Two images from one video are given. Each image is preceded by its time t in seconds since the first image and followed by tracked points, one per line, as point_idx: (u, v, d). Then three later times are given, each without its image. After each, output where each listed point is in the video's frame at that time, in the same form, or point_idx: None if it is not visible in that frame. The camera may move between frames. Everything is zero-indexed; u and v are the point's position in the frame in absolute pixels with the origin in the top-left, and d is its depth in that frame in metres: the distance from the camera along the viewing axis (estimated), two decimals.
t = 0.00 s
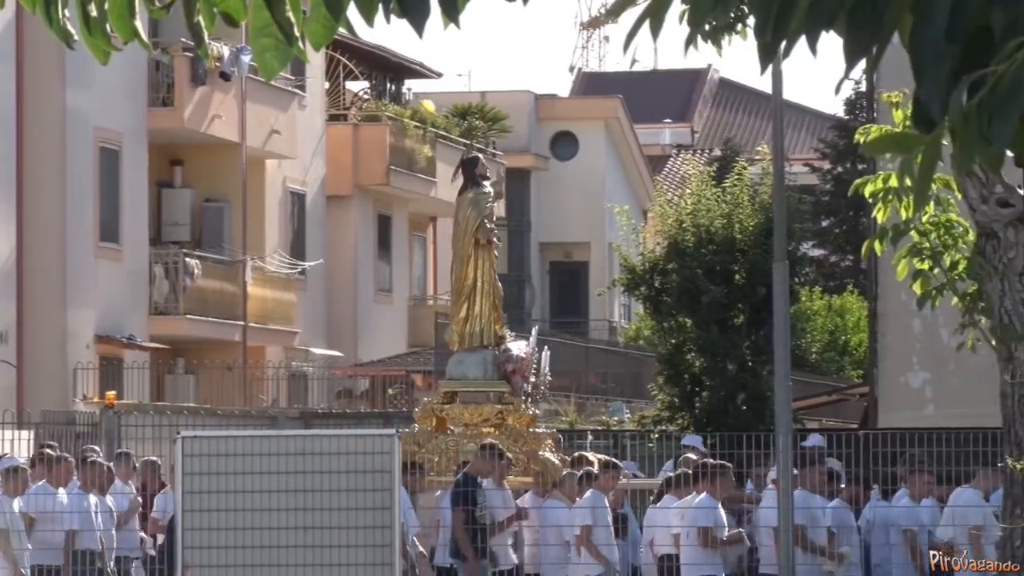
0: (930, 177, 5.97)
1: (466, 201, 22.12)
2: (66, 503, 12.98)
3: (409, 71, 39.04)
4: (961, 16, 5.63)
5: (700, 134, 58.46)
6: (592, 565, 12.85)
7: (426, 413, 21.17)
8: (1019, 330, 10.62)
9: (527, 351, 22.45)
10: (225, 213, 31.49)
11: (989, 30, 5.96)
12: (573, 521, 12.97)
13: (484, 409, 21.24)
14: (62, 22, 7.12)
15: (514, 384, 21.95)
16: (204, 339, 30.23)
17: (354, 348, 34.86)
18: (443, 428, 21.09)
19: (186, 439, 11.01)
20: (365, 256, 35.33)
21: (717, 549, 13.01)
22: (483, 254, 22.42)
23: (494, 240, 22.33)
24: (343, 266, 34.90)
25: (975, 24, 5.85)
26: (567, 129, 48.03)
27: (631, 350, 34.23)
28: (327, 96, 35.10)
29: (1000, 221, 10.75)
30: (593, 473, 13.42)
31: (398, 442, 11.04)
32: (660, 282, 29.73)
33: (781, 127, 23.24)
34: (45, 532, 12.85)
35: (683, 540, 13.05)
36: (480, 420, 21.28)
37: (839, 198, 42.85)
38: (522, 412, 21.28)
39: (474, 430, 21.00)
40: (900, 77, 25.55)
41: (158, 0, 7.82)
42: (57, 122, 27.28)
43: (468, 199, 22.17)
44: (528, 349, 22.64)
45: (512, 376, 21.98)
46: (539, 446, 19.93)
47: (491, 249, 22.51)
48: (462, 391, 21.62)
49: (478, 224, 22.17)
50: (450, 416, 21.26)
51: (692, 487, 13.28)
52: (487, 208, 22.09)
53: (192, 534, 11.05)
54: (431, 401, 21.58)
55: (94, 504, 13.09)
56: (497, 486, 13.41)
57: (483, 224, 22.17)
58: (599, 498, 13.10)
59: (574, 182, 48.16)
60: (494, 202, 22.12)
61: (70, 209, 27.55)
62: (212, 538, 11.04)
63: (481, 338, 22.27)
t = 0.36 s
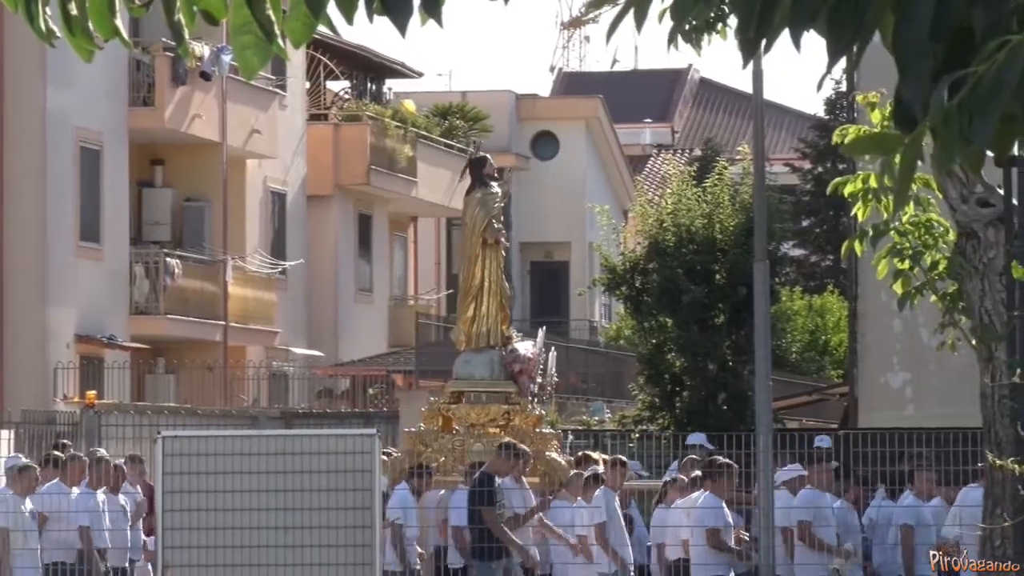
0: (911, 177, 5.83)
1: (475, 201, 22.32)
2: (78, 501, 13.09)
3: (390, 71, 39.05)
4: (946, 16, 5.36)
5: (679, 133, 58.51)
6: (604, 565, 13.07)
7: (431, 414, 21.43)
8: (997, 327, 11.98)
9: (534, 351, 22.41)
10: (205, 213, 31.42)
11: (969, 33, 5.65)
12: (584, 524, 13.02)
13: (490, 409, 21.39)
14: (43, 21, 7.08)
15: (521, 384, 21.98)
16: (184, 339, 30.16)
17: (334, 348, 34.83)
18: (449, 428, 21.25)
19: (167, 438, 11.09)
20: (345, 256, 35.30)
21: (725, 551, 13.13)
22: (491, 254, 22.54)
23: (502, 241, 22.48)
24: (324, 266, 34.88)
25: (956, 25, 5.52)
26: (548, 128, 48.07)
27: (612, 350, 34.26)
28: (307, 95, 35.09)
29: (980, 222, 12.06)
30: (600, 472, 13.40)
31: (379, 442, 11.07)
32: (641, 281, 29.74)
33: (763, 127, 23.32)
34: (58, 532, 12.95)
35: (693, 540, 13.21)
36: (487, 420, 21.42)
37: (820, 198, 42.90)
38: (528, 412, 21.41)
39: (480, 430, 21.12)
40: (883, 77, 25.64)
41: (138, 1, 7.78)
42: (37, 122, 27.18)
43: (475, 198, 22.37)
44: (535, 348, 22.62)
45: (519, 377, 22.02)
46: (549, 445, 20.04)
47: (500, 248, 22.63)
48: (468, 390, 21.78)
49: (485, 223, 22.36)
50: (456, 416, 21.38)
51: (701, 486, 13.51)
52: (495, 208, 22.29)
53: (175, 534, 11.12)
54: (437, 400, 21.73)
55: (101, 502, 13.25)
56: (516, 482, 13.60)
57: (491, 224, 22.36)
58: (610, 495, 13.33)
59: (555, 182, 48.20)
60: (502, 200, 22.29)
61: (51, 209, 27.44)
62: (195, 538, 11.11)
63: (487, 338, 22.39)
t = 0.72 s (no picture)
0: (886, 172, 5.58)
1: (465, 195, 21.64)
2: (66, 503, 13.96)
3: (355, 62, 38.51)
4: (921, 11, 5.37)
5: (649, 127, 58.00)
6: (600, 566, 13.51)
7: (422, 412, 20.88)
8: (975, 325, 11.80)
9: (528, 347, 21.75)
10: (167, 208, 30.80)
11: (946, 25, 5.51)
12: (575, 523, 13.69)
13: (480, 407, 20.67)
14: None
15: (513, 381, 21.32)
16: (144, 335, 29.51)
17: (300, 345, 34.29)
18: (438, 426, 20.63)
19: (127, 437, 11.75)
20: (311, 252, 34.77)
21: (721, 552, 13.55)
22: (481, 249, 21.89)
23: (492, 235, 21.87)
24: (289, 262, 34.32)
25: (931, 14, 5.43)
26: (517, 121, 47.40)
27: (580, 346, 33.75)
28: (271, 87, 34.55)
29: (957, 216, 11.96)
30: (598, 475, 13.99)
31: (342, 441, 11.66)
32: (612, 276, 29.16)
33: (735, 118, 22.78)
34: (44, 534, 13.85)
35: (688, 541, 13.64)
36: (478, 418, 20.68)
37: (794, 192, 42.43)
38: (520, 409, 20.77)
39: (470, 429, 20.47)
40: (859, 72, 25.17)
41: None
42: None
43: (465, 192, 21.73)
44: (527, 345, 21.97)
45: (512, 374, 21.36)
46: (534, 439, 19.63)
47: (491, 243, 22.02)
48: (460, 388, 21.19)
49: (476, 218, 21.73)
50: (447, 414, 20.74)
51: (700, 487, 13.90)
52: (485, 201, 21.63)
53: (135, 531, 11.78)
54: (429, 398, 21.14)
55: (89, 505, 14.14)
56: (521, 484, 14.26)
57: (482, 218, 21.75)
58: (605, 498, 13.71)
59: (525, 174, 47.63)
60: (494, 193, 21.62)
61: (10, 203, 26.74)
62: (154, 535, 11.78)
63: (478, 335, 21.69)
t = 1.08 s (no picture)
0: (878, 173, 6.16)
1: (481, 177, 20.40)
2: (61, 508, 13.61)
3: (337, 36, 36.55)
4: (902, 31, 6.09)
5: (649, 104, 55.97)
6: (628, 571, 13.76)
7: (433, 412, 19.79)
8: (1002, 318, 12.38)
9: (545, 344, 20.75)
10: (134, 192, 28.74)
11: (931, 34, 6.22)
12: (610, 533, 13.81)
13: (496, 407, 19.61)
14: None
15: (530, 379, 20.34)
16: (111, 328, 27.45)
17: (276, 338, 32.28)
18: (453, 427, 19.57)
19: (93, 438, 12.91)
20: (288, 239, 32.77)
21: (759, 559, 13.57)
22: (498, 237, 20.59)
23: (510, 222, 20.56)
24: (265, 250, 32.31)
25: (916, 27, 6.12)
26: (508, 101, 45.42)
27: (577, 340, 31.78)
28: (247, 62, 32.60)
29: (982, 201, 12.39)
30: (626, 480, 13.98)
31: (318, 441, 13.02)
32: (613, 267, 27.14)
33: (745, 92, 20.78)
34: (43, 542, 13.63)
35: (727, 552, 13.68)
36: (492, 419, 19.64)
37: (808, 174, 40.56)
38: (538, 409, 19.67)
39: (485, 430, 19.37)
40: (878, 48, 23.23)
41: None
42: None
43: (483, 174, 20.44)
44: (547, 342, 20.98)
45: (529, 370, 20.39)
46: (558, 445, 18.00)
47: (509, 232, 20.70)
48: (475, 386, 20.10)
49: (493, 202, 20.42)
50: (460, 414, 19.71)
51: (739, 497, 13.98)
52: (503, 184, 20.35)
53: (101, 535, 12.92)
54: (440, 396, 20.03)
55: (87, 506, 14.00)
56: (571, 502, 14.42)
57: (499, 203, 20.43)
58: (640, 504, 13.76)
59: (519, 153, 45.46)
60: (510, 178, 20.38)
61: None
62: (126, 536, 12.93)
63: (494, 329, 20.59)
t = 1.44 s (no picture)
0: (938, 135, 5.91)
1: (492, 163, 18.45)
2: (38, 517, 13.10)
3: (312, 12, 34.58)
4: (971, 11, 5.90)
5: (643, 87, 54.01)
6: None
7: (440, 418, 17.79)
8: None
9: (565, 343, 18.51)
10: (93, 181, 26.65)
11: None
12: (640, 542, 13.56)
13: (510, 412, 17.64)
14: None
15: (548, 383, 18.13)
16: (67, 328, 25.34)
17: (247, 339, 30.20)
18: (464, 436, 17.61)
19: (47, 449, 11.30)
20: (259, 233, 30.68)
21: None
22: (512, 228, 18.56)
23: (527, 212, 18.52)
24: (234, 245, 30.21)
25: None
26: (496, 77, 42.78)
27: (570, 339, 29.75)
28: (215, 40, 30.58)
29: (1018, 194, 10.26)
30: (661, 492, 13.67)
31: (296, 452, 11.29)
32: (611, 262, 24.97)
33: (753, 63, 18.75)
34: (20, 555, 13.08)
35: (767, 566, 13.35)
36: (507, 426, 17.67)
37: (823, 161, 39.11)
38: (556, 414, 17.77)
39: (499, 438, 17.48)
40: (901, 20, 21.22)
41: None
42: None
43: (494, 161, 18.48)
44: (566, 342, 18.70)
45: (546, 374, 18.18)
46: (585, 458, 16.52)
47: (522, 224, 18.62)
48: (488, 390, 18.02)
49: (505, 190, 18.45)
50: (472, 421, 17.69)
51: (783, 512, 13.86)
52: (516, 171, 18.43)
53: (56, 558, 11.33)
54: (450, 403, 17.98)
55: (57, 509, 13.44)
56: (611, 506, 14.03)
57: (512, 190, 18.46)
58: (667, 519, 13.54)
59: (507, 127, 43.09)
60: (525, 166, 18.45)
61: None
62: (85, 559, 11.36)
63: (507, 328, 18.48)
